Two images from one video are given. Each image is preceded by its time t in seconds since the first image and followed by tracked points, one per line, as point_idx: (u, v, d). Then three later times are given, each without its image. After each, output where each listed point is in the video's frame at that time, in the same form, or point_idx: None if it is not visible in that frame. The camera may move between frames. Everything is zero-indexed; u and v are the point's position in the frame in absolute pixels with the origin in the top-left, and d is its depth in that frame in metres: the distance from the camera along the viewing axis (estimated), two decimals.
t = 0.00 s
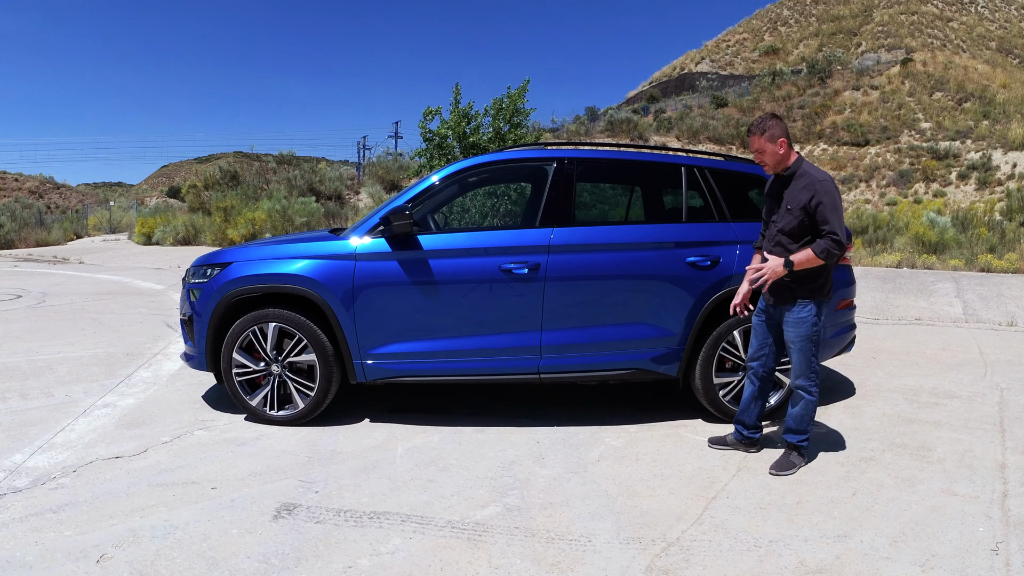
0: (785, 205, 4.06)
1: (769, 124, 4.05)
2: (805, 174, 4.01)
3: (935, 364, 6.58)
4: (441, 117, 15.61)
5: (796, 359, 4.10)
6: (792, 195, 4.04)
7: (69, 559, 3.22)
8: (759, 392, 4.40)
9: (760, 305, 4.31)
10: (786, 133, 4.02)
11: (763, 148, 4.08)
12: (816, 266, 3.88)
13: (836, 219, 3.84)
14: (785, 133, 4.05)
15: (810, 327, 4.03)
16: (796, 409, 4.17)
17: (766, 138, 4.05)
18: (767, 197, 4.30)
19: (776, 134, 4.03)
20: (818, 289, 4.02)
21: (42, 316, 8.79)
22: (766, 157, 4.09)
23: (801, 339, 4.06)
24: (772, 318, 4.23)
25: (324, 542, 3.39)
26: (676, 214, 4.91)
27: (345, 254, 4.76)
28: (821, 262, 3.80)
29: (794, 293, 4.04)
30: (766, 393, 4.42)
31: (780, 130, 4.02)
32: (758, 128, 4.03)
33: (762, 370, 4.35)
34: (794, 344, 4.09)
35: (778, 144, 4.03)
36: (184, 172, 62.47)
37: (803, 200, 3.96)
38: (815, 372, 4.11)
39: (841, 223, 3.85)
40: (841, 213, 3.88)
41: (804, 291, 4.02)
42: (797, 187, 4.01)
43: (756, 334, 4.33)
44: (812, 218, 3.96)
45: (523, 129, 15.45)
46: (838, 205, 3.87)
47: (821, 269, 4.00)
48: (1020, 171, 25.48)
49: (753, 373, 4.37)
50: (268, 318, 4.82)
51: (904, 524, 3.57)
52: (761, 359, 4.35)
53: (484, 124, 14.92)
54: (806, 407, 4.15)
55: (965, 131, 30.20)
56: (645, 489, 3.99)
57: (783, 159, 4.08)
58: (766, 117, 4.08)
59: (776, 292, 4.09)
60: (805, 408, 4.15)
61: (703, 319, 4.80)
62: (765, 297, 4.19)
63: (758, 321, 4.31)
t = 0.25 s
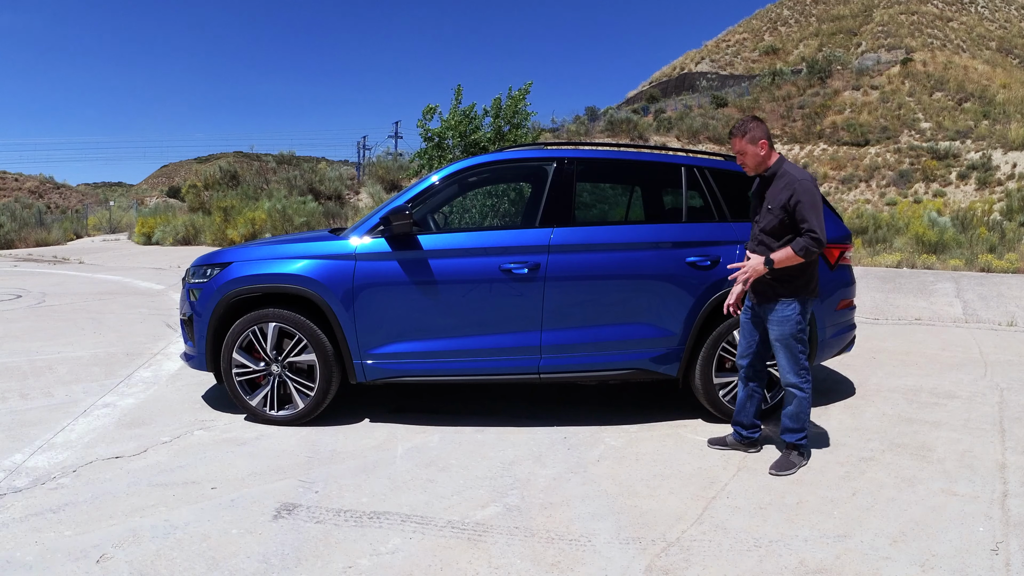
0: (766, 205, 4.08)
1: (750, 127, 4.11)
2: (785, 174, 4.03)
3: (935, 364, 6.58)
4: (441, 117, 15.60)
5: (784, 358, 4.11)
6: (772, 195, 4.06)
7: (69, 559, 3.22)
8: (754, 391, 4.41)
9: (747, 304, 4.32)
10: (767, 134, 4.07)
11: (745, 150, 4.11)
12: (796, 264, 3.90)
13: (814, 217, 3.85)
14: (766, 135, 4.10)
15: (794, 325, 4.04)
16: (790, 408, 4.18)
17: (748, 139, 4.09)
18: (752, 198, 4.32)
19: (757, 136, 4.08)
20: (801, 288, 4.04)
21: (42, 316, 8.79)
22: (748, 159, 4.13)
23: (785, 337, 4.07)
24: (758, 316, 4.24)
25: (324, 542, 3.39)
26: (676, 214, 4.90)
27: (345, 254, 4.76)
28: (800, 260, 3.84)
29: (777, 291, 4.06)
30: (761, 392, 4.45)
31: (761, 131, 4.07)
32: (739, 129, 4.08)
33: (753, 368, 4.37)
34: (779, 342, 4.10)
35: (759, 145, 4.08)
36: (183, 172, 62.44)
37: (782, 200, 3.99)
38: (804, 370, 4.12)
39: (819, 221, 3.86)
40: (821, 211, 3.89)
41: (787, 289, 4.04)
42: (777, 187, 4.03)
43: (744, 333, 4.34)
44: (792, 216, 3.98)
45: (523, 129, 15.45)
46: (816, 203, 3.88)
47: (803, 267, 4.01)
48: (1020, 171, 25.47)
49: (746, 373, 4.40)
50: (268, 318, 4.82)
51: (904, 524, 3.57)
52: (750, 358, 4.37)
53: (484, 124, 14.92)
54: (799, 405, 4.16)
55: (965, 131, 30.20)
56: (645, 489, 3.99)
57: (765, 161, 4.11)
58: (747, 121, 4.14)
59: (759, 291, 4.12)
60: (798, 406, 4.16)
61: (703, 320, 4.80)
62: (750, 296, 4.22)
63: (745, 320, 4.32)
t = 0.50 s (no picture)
0: (751, 204, 4.11)
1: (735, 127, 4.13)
2: (768, 173, 4.06)
3: (935, 363, 6.58)
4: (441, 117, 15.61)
5: (770, 356, 4.12)
6: (756, 194, 4.09)
7: (69, 559, 3.22)
8: (751, 389, 4.42)
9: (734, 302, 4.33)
10: (752, 136, 4.09)
11: (728, 150, 4.15)
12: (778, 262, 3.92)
13: (795, 214, 3.87)
14: (751, 136, 4.12)
15: (779, 323, 4.04)
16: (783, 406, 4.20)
17: (732, 140, 4.12)
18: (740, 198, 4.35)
19: (741, 137, 4.10)
20: (786, 285, 4.05)
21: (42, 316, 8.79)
22: (732, 159, 4.16)
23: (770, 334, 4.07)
24: (744, 314, 4.25)
25: (324, 542, 3.39)
26: (676, 214, 4.91)
27: (344, 254, 4.76)
28: (781, 257, 3.85)
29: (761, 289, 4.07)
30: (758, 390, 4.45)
31: (746, 133, 4.09)
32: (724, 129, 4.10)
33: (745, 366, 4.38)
34: (764, 339, 4.11)
35: (743, 146, 4.11)
36: (183, 172, 62.44)
37: (765, 199, 4.01)
38: (792, 368, 4.12)
39: (801, 218, 3.87)
40: (802, 209, 3.91)
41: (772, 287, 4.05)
42: (760, 186, 4.06)
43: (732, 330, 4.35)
44: (774, 215, 4.00)
45: (523, 129, 15.46)
46: (798, 201, 3.90)
47: (787, 265, 4.03)
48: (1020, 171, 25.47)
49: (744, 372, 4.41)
50: (268, 318, 4.82)
51: (904, 524, 3.57)
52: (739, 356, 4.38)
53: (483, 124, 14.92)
54: (789, 403, 4.17)
55: (965, 131, 30.20)
56: (645, 488, 3.99)
57: (749, 161, 4.14)
58: (733, 121, 4.16)
59: (744, 290, 4.14)
60: (790, 403, 4.17)
61: (703, 320, 4.80)
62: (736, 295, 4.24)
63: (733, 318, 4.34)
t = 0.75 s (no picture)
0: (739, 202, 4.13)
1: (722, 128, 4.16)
2: (756, 172, 4.07)
3: (935, 363, 6.58)
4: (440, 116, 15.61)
5: (751, 352, 4.10)
6: (744, 193, 4.10)
7: (69, 559, 3.22)
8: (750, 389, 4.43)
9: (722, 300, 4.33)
10: (739, 136, 4.13)
11: (717, 151, 4.16)
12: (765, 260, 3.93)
13: (783, 212, 3.88)
14: (738, 137, 4.16)
15: (762, 318, 4.04)
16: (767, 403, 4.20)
17: (720, 140, 4.14)
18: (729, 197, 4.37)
19: (729, 138, 4.13)
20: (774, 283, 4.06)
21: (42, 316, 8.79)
22: (720, 160, 4.17)
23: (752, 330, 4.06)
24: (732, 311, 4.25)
25: (324, 542, 3.39)
26: (676, 214, 4.90)
27: (344, 254, 4.76)
28: (768, 255, 3.86)
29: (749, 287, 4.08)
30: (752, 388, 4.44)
31: (733, 133, 4.13)
32: (712, 128, 4.12)
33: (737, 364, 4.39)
34: (747, 335, 4.10)
35: (731, 147, 4.13)
36: (183, 172, 62.45)
37: (753, 197, 4.03)
38: (775, 365, 4.11)
39: (788, 216, 3.89)
40: (789, 207, 3.92)
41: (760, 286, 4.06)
42: (748, 184, 4.08)
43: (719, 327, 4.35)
44: (762, 214, 4.01)
45: (522, 129, 15.46)
46: (785, 199, 3.91)
47: (775, 263, 4.04)
48: (1020, 171, 25.45)
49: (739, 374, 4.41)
50: (268, 318, 4.82)
51: (904, 524, 3.57)
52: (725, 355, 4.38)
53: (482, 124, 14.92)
54: (771, 400, 4.14)
55: (965, 131, 30.19)
56: (645, 488, 3.99)
57: (737, 162, 4.17)
58: (720, 122, 4.19)
59: (732, 288, 4.15)
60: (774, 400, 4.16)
61: (703, 320, 4.80)
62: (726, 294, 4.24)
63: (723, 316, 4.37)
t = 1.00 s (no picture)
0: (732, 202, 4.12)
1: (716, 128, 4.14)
2: (749, 172, 4.07)
3: (935, 363, 6.58)
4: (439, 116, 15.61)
5: (740, 351, 4.09)
6: (737, 192, 4.10)
7: (69, 559, 3.22)
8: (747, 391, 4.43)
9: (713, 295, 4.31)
10: (733, 136, 4.12)
11: (711, 151, 4.13)
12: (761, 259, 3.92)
13: (779, 212, 3.88)
14: (731, 137, 4.15)
15: (754, 317, 4.03)
16: (746, 405, 4.20)
17: (714, 140, 4.11)
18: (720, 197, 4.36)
19: (723, 137, 4.11)
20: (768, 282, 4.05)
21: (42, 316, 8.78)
22: (714, 159, 4.14)
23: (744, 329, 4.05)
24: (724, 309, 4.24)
25: (324, 542, 3.39)
26: (676, 214, 4.90)
27: (345, 254, 4.76)
28: (765, 254, 3.85)
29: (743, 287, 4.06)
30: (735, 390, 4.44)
31: (728, 133, 4.11)
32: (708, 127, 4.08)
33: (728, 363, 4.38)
34: (737, 333, 4.09)
35: (725, 146, 4.11)
36: (183, 171, 62.43)
37: (747, 196, 4.02)
38: (760, 368, 4.12)
39: (783, 215, 3.89)
40: (785, 205, 3.93)
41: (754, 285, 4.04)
42: (742, 184, 4.07)
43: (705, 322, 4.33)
44: (756, 213, 4.01)
45: (522, 128, 15.46)
46: (780, 198, 3.92)
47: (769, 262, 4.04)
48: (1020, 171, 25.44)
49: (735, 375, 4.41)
50: (268, 318, 4.82)
51: (904, 524, 3.57)
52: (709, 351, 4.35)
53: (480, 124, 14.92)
54: (753, 401, 4.18)
55: (965, 131, 30.18)
56: (645, 488, 3.99)
57: (731, 161, 4.14)
58: (714, 123, 4.17)
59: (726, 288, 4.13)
60: (752, 403, 4.18)
61: (703, 320, 4.80)
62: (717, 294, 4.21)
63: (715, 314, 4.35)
